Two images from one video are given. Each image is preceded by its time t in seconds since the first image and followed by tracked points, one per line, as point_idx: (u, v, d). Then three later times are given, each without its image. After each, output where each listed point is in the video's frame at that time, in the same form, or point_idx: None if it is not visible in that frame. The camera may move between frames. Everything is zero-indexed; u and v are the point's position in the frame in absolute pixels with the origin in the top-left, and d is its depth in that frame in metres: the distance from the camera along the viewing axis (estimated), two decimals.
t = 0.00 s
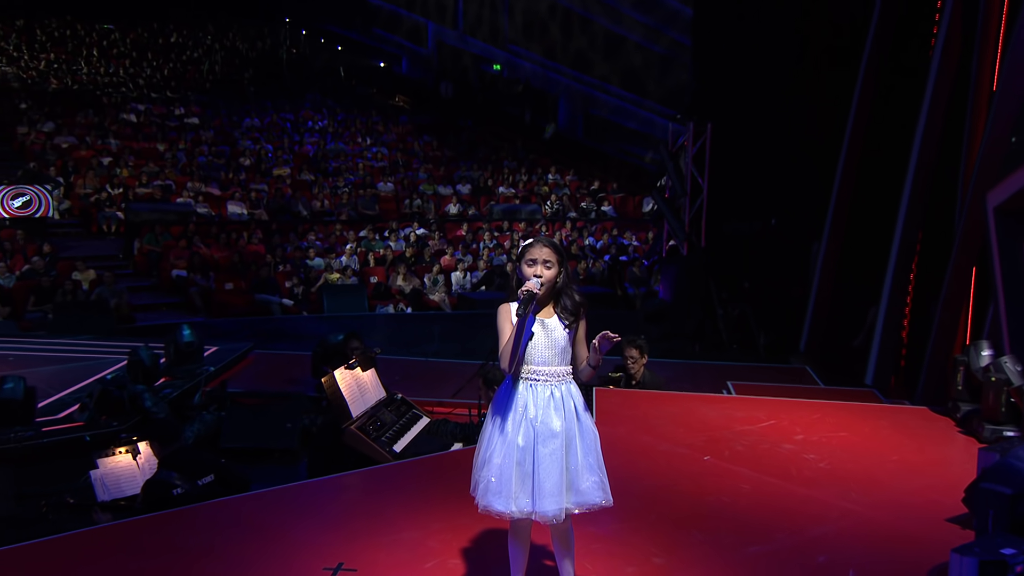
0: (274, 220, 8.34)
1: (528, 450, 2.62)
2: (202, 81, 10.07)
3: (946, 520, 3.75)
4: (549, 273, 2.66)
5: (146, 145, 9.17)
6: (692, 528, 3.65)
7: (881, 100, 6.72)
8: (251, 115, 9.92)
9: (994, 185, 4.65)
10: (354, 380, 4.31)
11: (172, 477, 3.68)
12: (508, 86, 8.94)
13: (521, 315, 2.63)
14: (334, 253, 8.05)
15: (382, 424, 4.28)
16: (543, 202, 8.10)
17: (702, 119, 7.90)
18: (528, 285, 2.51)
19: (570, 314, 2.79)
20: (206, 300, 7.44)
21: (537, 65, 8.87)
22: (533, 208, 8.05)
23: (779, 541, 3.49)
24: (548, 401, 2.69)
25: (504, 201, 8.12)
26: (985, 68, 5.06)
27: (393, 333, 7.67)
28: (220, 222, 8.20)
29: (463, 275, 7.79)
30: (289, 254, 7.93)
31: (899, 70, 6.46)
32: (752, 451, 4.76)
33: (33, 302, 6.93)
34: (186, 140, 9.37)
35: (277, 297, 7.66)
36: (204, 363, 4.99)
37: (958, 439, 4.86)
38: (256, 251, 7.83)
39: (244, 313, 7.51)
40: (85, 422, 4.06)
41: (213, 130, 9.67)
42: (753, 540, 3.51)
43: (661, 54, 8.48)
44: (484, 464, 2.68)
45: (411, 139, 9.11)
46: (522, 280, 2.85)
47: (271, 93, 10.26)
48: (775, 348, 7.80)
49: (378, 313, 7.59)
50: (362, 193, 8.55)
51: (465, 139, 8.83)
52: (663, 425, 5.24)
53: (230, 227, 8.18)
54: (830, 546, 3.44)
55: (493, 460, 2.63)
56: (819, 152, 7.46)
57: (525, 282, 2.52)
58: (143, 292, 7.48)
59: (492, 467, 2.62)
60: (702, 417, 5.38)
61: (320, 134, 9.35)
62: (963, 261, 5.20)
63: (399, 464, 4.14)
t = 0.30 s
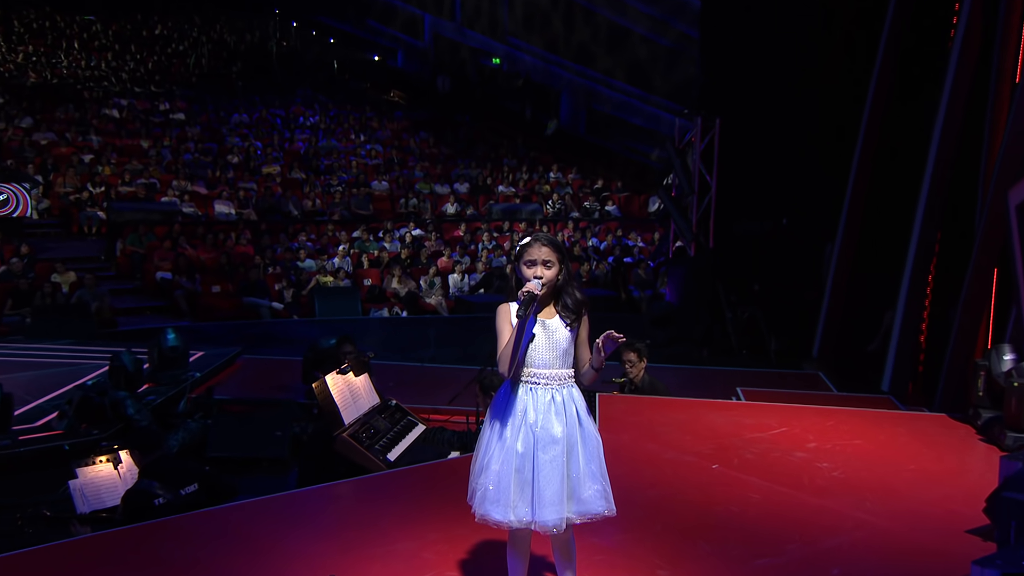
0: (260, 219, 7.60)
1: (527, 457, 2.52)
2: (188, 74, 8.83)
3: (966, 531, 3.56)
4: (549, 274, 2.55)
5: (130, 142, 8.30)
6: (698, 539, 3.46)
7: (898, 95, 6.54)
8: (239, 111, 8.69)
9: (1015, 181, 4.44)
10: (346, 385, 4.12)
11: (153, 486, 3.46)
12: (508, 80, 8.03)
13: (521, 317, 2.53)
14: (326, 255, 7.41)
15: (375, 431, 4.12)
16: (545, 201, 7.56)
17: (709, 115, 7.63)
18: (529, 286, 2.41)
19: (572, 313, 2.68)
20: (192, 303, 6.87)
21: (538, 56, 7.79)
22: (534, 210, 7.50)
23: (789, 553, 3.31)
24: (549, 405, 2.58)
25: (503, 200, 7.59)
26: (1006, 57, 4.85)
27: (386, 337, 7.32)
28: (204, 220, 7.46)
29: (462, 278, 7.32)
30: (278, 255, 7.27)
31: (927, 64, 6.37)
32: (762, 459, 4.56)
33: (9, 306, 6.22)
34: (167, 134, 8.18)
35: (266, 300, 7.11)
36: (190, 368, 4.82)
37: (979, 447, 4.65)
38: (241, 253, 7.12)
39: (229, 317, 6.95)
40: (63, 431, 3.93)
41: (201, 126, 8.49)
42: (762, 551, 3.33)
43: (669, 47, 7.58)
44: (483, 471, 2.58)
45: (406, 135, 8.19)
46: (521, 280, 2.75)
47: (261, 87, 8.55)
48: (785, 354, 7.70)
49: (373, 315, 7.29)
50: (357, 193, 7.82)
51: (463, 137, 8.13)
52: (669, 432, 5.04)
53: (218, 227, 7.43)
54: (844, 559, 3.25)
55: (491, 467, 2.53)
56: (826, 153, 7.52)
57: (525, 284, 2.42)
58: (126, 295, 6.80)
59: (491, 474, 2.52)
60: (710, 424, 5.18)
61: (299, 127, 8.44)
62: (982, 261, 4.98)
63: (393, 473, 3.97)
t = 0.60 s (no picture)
0: (252, 220, 7.80)
1: (527, 464, 2.38)
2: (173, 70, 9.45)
3: (989, 544, 3.36)
4: (549, 273, 2.41)
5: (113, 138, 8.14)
6: (707, 552, 3.26)
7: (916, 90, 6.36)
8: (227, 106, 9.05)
9: None
10: (338, 392, 3.97)
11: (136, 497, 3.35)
12: (508, 75, 8.56)
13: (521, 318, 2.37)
14: (318, 256, 7.33)
15: (368, 438, 3.95)
16: (545, 201, 7.66)
17: (719, 108, 7.34)
18: (529, 288, 2.28)
19: (573, 312, 2.51)
20: (177, 306, 6.62)
21: (539, 51, 8.07)
22: (536, 207, 7.59)
23: (803, 567, 3.11)
24: (550, 410, 2.43)
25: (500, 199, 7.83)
26: None
27: (379, 343, 6.74)
28: (191, 221, 7.53)
29: (459, 280, 7.06)
30: (268, 257, 7.17)
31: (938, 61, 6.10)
32: (773, 468, 4.36)
33: None
34: (154, 132, 8.60)
35: (255, 304, 6.83)
36: (175, 374, 4.65)
37: (1001, 455, 4.44)
38: (232, 251, 7.18)
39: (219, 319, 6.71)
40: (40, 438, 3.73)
41: (186, 122, 8.81)
42: (775, 566, 3.13)
43: (674, 40, 7.78)
44: (480, 478, 2.44)
45: (401, 132, 8.80)
46: (519, 281, 2.59)
47: (253, 81, 9.15)
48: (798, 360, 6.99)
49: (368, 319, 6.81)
50: (349, 192, 8.08)
51: (463, 133, 8.71)
52: (675, 440, 4.84)
53: (204, 227, 7.52)
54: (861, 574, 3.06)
55: (489, 474, 2.39)
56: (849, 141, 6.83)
57: (526, 286, 2.29)
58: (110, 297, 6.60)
59: (489, 481, 2.38)
60: (718, 431, 4.98)
61: (307, 126, 9.34)
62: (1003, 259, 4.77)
63: (387, 481, 3.80)
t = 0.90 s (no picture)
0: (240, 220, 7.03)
1: (527, 470, 2.26)
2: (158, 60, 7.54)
3: (1014, 557, 3.17)
4: (549, 272, 2.29)
5: None
6: (716, 566, 3.08)
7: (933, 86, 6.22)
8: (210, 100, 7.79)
9: None
10: (330, 397, 3.83)
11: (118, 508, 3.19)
12: (508, 68, 8.55)
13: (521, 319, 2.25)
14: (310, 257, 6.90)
15: (362, 446, 3.79)
16: (546, 200, 7.67)
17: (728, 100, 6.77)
18: (529, 287, 2.16)
19: (575, 313, 2.40)
20: (162, 310, 5.97)
21: (539, 41, 7.67)
22: (536, 207, 7.56)
23: None
24: (551, 414, 2.31)
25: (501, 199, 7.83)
26: None
27: (375, 348, 6.56)
28: (176, 219, 6.65)
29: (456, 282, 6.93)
30: (257, 258, 6.61)
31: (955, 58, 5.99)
32: (784, 477, 4.18)
33: None
34: (137, 128, 7.51)
35: (243, 306, 6.40)
36: (159, 380, 4.46)
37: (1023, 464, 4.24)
38: (220, 254, 6.53)
39: (203, 325, 6.17)
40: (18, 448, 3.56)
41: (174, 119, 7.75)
42: None
43: (681, 32, 7.00)
44: (479, 487, 2.32)
45: (395, 128, 8.48)
46: (518, 280, 2.46)
47: (242, 78, 8.16)
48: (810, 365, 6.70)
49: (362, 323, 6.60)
50: (342, 189, 7.64)
51: (460, 129, 8.63)
52: (683, 448, 4.64)
53: (189, 228, 6.64)
54: None
55: (488, 482, 2.27)
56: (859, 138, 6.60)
57: (525, 285, 2.18)
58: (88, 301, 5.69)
59: (488, 490, 2.26)
60: (727, 438, 4.79)
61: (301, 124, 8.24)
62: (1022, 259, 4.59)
63: (381, 491, 3.65)
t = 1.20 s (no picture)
0: (228, 219, 6.53)
1: (526, 479, 2.10)
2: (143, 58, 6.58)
3: None
4: (550, 272, 2.15)
5: None
6: None
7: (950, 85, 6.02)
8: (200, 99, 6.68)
9: None
10: (321, 404, 3.66)
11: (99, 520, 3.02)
12: (509, 62, 7.91)
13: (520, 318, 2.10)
14: (302, 258, 6.31)
15: (354, 455, 3.66)
16: (549, 200, 7.29)
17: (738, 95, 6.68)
18: (529, 286, 2.01)
19: (577, 314, 2.24)
20: (146, 315, 5.66)
21: (541, 35, 7.55)
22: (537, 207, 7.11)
23: None
24: (551, 420, 2.15)
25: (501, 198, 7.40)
26: None
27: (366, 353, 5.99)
28: (160, 220, 6.25)
29: (455, 286, 6.43)
30: (244, 260, 6.07)
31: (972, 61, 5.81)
32: (796, 487, 3.98)
33: None
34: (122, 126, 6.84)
35: (232, 311, 5.87)
36: (142, 387, 4.29)
37: None
38: (208, 256, 6.08)
39: (190, 330, 5.75)
40: None
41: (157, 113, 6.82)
42: None
43: (689, 24, 7.20)
44: (476, 495, 2.16)
45: (392, 124, 7.37)
46: (517, 279, 2.32)
47: (226, 68, 6.65)
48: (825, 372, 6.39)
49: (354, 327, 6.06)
50: (334, 188, 6.92)
51: (456, 125, 7.82)
52: (691, 456, 4.43)
53: (174, 228, 6.26)
54: None
55: (485, 490, 2.11)
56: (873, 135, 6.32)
57: (524, 284, 2.03)
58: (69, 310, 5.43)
59: (485, 500, 2.10)
60: (736, 446, 4.59)
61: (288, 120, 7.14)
62: None
63: (373, 501, 3.49)
